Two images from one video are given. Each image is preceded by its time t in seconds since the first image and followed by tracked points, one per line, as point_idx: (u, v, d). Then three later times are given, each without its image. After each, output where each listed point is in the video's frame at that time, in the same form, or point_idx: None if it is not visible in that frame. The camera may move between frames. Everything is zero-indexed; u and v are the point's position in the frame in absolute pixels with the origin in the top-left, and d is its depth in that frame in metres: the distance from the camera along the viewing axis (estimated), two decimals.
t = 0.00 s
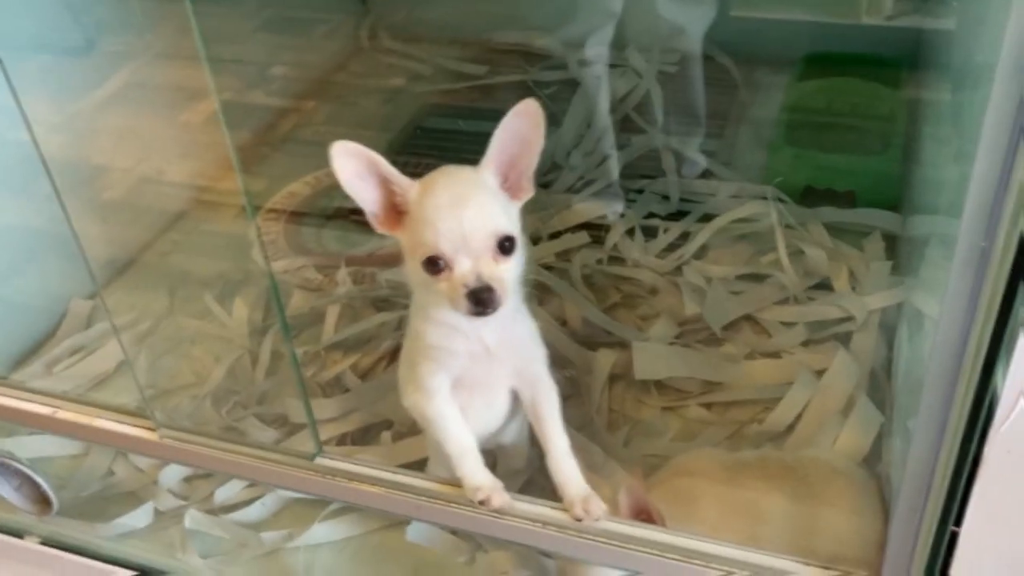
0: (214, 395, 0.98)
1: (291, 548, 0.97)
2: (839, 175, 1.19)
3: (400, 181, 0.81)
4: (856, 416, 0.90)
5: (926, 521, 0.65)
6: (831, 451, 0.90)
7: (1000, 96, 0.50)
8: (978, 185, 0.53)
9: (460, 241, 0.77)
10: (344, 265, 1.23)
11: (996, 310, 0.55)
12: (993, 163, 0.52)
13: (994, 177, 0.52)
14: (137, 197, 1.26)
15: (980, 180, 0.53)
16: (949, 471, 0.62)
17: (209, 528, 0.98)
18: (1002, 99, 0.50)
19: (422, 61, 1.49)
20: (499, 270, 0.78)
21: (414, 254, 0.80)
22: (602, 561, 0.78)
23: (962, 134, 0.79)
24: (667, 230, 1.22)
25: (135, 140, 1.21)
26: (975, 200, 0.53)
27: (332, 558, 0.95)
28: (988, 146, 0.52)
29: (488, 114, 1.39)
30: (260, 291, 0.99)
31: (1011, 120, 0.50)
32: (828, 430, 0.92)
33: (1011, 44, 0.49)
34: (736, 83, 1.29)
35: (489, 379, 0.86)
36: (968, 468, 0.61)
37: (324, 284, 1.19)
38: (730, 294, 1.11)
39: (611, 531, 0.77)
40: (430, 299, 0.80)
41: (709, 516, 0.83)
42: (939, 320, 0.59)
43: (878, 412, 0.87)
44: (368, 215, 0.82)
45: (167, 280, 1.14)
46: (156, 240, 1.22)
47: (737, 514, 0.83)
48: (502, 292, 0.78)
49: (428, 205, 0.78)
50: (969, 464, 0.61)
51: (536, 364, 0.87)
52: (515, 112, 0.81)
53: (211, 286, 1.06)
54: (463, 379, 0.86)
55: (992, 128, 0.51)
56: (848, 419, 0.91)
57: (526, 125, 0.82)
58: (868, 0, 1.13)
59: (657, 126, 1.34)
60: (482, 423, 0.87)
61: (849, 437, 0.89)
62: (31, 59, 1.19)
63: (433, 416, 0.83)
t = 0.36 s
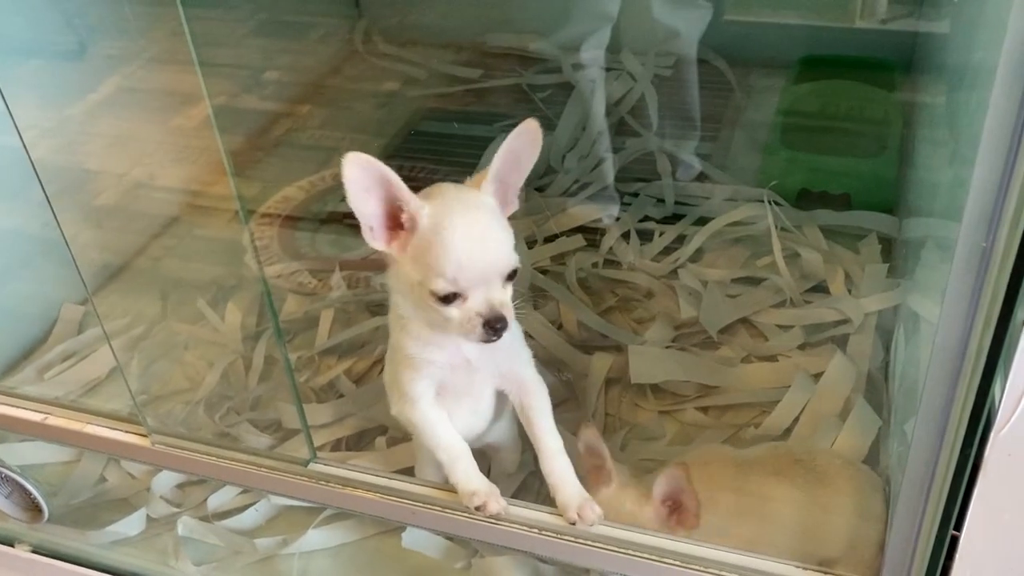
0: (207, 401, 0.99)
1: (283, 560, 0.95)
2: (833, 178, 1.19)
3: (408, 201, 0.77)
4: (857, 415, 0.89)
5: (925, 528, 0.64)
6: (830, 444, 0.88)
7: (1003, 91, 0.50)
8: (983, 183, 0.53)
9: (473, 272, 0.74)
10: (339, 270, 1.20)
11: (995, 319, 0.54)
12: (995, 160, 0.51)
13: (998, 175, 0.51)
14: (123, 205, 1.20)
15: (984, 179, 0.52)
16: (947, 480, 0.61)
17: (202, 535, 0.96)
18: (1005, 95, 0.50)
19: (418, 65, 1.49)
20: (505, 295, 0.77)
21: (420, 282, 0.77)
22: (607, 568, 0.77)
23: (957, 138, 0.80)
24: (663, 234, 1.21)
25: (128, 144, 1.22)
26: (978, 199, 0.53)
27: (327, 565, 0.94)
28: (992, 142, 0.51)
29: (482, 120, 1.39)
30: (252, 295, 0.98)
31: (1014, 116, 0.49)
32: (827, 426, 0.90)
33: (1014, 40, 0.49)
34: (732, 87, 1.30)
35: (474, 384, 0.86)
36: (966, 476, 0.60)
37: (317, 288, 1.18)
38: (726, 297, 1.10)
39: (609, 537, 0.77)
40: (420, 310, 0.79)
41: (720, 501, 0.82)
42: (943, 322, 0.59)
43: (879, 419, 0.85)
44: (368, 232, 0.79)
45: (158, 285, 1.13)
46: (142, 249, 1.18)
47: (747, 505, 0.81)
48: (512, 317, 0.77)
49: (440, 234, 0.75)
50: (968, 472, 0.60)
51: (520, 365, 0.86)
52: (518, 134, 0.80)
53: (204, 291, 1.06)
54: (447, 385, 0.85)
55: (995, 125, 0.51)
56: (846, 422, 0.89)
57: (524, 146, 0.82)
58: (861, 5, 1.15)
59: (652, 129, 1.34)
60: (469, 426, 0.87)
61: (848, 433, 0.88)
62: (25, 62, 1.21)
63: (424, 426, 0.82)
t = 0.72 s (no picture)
0: (195, 403, 0.98)
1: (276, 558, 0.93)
2: (822, 177, 1.19)
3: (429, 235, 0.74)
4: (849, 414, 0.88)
5: (918, 529, 0.64)
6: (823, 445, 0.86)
7: (995, 86, 0.50)
8: (976, 179, 0.52)
9: (482, 309, 0.74)
10: (326, 270, 1.18)
11: (990, 314, 0.54)
12: (988, 157, 0.51)
13: (991, 171, 0.51)
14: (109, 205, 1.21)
15: (977, 175, 0.52)
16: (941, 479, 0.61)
17: (188, 539, 0.95)
18: (997, 89, 0.49)
19: (408, 65, 1.49)
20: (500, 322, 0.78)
21: (423, 310, 0.75)
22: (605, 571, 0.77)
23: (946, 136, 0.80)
24: (655, 232, 1.20)
25: (115, 147, 1.21)
26: (973, 195, 0.52)
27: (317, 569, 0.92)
28: (986, 138, 0.51)
29: (470, 119, 1.39)
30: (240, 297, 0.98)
31: (1008, 111, 0.49)
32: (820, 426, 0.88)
33: (1007, 35, 0.48)
34: (722, 86, 1.30)
35: (454, 381, 0.85)
36: (959, 475, 0.60)
37: (307, 290, 1.15)
38: (717, 296, 1.10)
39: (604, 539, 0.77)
40: (408, 318, 0.77)
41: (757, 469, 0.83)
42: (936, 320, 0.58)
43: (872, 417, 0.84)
44: (377, 257, 0.74)
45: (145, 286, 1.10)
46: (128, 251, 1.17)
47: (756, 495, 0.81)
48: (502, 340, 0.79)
49: (458, 272, 0.73)
50: (962, 469, 0.60)
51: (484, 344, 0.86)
52: (523, 163, 0.76)
53: (190, 293, 1.04)
54: (422, 384, 0.83)
55: (989, 120, 0.50)
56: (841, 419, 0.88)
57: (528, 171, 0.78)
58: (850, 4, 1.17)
59: (644, 129, 1.33)
60: (446, 421, 0.86)
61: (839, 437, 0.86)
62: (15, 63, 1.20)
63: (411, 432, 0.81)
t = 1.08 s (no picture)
0: (178, 405, 0.97)
1: (262, 557, 0.91)
2: (806, 172, 1.18)
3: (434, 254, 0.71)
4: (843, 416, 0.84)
5: (907, 524, 0.64)
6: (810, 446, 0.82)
7: (982, 80, 0.49)
8: (963, 173, 0.52)
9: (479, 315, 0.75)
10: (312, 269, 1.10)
11: (978, 309, 0.53)
12: (974, 152, 0.50)
13: (978, 165, 0.50)
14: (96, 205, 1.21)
15: (963, 169, 0.52)
16: (930, 474, 0.61)
17: (169, 545, 0.92)
18: (983, 84, 0.49)
19: (392, 62, 1.48)
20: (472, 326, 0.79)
21: (437, 331, 0.73)
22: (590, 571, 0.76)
23: (932, 129, 0.80)
24: (640, 229, 1.19)
25: (100, 145, 1.24)
26: (960, 188, 0.52)
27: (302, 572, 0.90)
28: (971, 133, 0.50)
29: (454, 116, 1.38)
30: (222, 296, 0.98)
31: (994, 106, 0.49)
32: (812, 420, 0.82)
33: (992, 29, 0.48)
34: (706, 83, 1.30)
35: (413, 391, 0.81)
36: (947, 471, 0.60)
37: (290, 288, 1.10)
38: (702, 292, 1.09)
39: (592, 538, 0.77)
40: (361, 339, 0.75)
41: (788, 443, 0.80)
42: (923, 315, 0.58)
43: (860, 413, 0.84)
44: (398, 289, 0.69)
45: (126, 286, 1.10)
46: (111, 251, 1.17)
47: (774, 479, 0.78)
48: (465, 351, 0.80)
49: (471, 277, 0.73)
50: (950, 466, 0.59)
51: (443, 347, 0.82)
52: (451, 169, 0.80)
53: (172, 293, 1.03)
54: (383, 400, 0.80)
55: (975, 115, 0.50)
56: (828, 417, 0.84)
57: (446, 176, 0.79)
58: None
59: (627, 125, 1.33)
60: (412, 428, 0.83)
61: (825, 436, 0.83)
62: None
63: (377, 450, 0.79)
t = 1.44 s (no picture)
0: (149, 402, 0.96)
1: (236, 555, 0.89)
2: (787, 160, 1.18)
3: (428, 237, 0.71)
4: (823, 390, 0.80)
5: (893, 509, 0.63)
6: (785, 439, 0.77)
7: (967, 50, 0.47)
8: (947, 149, 0.50)
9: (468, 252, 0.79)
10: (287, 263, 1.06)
11: (965, 288, 0.52)
12: (959, 126, 0.48)
13: (963, 138, 0.48)
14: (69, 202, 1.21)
15: (948, 144, 0.49)
16: (916, 459, 0.59)
17: (140, 543, 0.90)
18: (967, 54, 0.47)
19: (369, 53, 1.46)
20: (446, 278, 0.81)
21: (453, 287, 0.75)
22: (565, 562, 0.75)
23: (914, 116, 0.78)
24: (620, 219, 1.18)
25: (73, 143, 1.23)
26: (945, 164, 0.50)
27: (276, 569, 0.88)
28: (955, 106, 0.48)
29: (432, 106, 1.36)
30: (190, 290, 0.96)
31: (980, 77, 0.46)
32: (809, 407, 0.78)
33: None
34: (687, 71, 1.28)
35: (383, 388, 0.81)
36: (933, 457, 0.58)
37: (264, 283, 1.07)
38: (682, 282, 1.08)
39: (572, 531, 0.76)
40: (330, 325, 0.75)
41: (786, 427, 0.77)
42: (908, 296, 0.56)
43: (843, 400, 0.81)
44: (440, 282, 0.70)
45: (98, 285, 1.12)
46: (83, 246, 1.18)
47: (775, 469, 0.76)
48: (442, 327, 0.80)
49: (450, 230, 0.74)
50: (936, 451, 0.58)
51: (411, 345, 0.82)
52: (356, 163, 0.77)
53: (144, 287, 1.03)
54: (354, 400, 0.79)
55: (960, 87, 0.48)
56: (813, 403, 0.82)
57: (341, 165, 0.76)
58: None
59: (607, 114, 1.31)
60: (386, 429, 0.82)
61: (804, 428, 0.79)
62: None
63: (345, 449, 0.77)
